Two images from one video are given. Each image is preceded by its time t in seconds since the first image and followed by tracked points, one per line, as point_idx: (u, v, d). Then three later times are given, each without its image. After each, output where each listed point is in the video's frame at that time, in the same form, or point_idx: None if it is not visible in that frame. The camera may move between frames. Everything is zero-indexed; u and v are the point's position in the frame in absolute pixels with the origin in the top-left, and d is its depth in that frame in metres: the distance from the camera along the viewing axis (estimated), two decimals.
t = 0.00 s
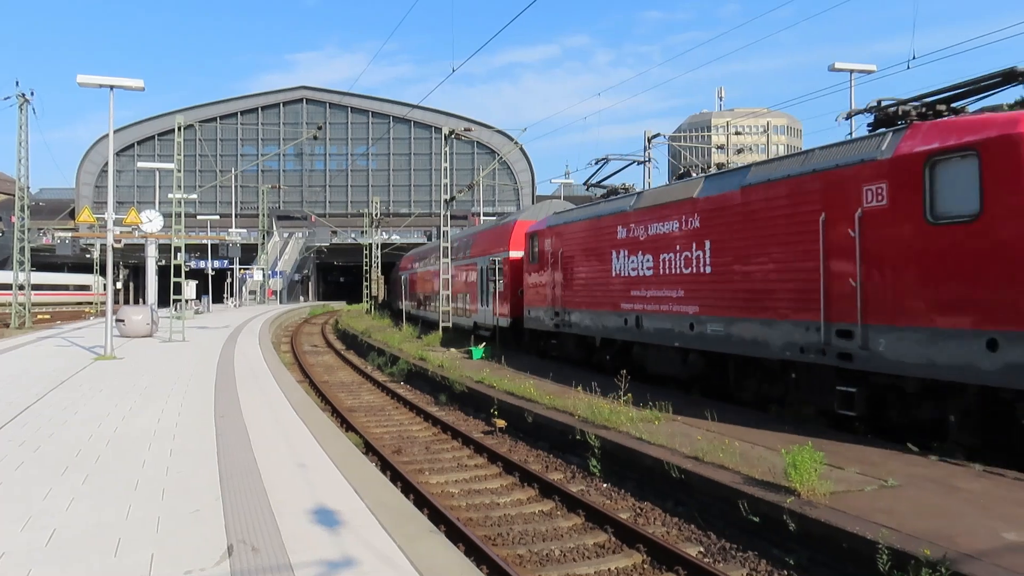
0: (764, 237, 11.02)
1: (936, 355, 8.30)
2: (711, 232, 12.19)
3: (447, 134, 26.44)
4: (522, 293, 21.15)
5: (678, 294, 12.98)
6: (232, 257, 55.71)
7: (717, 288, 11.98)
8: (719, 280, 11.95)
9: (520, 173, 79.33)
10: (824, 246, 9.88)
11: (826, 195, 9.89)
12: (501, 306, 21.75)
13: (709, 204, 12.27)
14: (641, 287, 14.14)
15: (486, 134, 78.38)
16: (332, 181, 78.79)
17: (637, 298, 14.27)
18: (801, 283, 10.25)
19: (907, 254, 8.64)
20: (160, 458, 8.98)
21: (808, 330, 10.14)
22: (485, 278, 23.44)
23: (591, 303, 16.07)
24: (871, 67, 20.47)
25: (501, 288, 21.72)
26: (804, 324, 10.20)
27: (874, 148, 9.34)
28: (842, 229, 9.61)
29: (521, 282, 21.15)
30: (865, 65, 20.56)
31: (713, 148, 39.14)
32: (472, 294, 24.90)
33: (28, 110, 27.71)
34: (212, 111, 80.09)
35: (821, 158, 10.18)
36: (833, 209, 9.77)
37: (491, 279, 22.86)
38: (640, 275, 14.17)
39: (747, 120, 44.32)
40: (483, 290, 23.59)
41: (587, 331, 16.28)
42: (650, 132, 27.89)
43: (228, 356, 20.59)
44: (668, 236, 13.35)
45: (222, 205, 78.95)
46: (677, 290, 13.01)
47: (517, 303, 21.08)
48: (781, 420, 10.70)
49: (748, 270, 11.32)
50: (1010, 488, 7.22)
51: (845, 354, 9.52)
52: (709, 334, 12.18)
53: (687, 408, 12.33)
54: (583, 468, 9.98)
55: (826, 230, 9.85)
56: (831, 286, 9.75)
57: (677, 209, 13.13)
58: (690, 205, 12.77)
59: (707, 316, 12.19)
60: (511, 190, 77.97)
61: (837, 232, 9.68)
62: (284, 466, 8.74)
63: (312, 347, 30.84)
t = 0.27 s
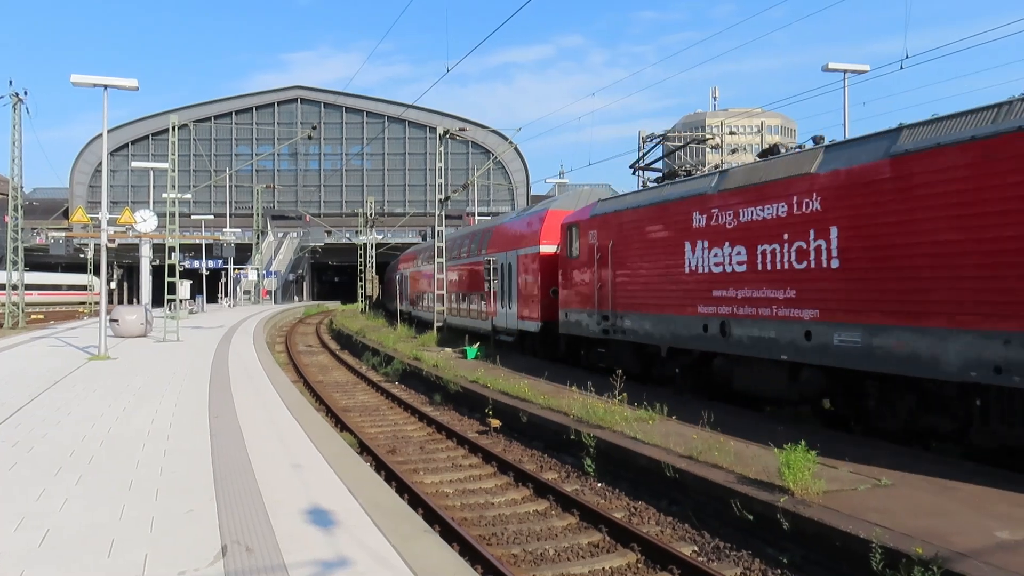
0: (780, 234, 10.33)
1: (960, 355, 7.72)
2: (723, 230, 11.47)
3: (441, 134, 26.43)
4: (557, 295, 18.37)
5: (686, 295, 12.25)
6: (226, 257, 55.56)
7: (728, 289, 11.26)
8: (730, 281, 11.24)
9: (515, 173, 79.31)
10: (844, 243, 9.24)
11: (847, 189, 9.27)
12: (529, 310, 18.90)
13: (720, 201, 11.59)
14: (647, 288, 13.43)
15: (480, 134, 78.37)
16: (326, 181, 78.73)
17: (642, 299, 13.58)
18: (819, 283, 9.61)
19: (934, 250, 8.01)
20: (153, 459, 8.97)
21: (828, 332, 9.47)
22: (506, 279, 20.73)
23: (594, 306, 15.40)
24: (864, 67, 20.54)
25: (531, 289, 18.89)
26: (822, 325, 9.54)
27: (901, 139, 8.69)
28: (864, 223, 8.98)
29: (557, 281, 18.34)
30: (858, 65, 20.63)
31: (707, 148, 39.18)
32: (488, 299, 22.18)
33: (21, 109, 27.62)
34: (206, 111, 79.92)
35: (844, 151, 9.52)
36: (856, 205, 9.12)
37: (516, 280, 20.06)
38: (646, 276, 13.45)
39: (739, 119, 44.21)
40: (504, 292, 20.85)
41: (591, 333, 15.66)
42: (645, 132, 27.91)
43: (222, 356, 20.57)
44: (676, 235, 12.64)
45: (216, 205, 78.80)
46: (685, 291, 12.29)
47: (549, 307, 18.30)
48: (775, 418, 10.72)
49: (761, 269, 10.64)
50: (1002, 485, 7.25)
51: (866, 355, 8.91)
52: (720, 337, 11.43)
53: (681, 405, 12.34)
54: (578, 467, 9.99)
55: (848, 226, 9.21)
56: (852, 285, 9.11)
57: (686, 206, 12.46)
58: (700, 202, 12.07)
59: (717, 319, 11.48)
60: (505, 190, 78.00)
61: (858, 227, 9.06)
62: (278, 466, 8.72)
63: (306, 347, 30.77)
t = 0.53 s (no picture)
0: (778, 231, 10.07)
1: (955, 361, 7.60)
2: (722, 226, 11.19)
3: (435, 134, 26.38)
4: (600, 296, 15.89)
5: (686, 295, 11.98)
6: (220, 256, 55.46)
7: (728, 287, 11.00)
8: (728, 281, 10.98)
9: (510, 173, 79.28)
10: (838, 242, 9.05)
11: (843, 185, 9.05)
12: (568, 313, 16.37)
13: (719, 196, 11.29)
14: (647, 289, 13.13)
15: (475, 133, 78.32)
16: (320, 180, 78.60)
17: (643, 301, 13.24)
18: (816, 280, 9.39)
19: (930, 254, 7.84)
20: (146, 459, 8.94)
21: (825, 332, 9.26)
22: (536, 278, 18.22)
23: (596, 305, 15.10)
24: (857, 68, 20.61)
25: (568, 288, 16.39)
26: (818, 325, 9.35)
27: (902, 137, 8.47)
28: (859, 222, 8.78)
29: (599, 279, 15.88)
30: (851, 66, 20.69)
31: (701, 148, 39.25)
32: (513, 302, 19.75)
33: (13, 108, 27.50)
34: (199, 110, 79.70)
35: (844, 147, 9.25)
36: (852, 205, 8.88)
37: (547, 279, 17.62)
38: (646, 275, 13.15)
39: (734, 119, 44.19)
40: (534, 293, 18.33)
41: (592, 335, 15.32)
42: (639, 132, 27.92)
43: (215, 356, 20.51)
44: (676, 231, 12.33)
45: (210, 204, 78.59)
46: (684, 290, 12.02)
47: (587, 310, 15.85)
48: (769, 418, 10.73)
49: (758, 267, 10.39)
50: (995, 484, 7.27)
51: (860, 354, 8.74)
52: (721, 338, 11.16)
53: (675, 405, 12.35)
54: (572, 467, 9.99)
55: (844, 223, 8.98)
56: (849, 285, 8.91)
57: (737, 195, 10.93)
58: (698, 198, 11.82)
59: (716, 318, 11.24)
60: (500, 190, 77.99)
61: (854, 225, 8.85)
62: (272, 466, 8.71)
63: (301, 347, 30.70)
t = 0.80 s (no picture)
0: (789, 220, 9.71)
1: (970, 358, 7.34)
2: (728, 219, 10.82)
3: (432, 133, 26.35)
4: (664, 298, 13.36)
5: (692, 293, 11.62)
6: (217, 256, 55.38)
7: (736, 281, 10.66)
8: (732, 279, 10.67)
9: (507, 173, 79.25)
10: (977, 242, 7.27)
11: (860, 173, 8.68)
12: (624, 318, 13.72)
13: (722, 188, 11.00)
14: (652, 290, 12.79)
15: (472, 133, 78.26)
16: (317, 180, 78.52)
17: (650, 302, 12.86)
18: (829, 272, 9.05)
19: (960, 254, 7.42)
20: (142, 459, 8.92)
21: (839, 332, 8.92)
22: (582, 279, 15.60)
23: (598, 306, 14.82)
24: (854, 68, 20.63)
25: (623, 289, 13.72)
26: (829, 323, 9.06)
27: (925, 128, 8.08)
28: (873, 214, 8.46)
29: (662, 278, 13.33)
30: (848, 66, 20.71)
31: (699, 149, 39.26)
32: (550, 308, 17.24)
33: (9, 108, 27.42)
34: (196, 109, 79.56)
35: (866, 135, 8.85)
36: (939, 196, 7.70)
37: (592, 278, 15.15)
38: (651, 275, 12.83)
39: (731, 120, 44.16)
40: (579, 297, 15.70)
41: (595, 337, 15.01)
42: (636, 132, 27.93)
43: (211, 356, 20.47)
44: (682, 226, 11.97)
45: (206, 204, 78.46)
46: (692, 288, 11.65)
47: (647, 313, 13.22)
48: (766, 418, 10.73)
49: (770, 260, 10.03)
50: (990, 484, 7.29)
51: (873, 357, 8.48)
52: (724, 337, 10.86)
53: (672, 404, 12.35)
54: (570, 467, 9.99)
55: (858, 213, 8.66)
56: (861, 280, 8.62)
57: (884, 167, 8.36)
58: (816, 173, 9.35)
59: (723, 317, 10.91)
60: (497, 190, 77.93)
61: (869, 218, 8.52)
62: (269, 466, 8.69)
63: (298, 347, 30.62)
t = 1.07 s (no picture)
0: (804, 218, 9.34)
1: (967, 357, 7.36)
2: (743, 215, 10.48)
3: (429, 134, 26.32)
4: (766, 300, 10.64)
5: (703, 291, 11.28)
6: (214, 256, 55.33)
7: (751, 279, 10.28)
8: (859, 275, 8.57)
9: (504, 173, 79.26)
10: None
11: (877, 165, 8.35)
12: (716, 325, 10.99)
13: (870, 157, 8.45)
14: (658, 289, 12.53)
15: (469, 133, 78.25)
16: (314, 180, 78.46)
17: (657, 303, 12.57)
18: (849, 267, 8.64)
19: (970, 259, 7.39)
20: (139, 459, 8.90)
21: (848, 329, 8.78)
22: (651, 277, 12.82)
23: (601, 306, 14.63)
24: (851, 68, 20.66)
25: (716, 289, 10.96)
26: (847, 324, 8.65)
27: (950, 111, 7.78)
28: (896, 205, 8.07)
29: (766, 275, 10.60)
30: (845, 66, 20.73)
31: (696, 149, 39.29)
32: (603, 311, 14.53)
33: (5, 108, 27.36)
34: (193, 109, 79.47)
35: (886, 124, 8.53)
36: None
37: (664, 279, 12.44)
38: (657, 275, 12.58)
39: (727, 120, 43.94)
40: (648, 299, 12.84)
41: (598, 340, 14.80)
42: (633, 133, 27.93)
43: (208, 356, 20.43)
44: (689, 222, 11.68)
45: (203, 203, 78.36)
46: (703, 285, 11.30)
47: (747, 319, 10.54)
48: (763, 418, 10.74)
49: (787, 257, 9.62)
50: (987, 483, 7.30)
51: (897, 360, 8.03)
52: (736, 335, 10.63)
53: (669, 403, 12.35)
54: (567, 467, 9.99)
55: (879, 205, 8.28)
56: (884, 278, 8.22)
57: None
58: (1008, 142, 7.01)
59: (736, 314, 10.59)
60: (494, 190, 77.92)
61: (887, 213, 8.16)
62: (266, 466, 8.68)
63: (295, 347, 30.61)
